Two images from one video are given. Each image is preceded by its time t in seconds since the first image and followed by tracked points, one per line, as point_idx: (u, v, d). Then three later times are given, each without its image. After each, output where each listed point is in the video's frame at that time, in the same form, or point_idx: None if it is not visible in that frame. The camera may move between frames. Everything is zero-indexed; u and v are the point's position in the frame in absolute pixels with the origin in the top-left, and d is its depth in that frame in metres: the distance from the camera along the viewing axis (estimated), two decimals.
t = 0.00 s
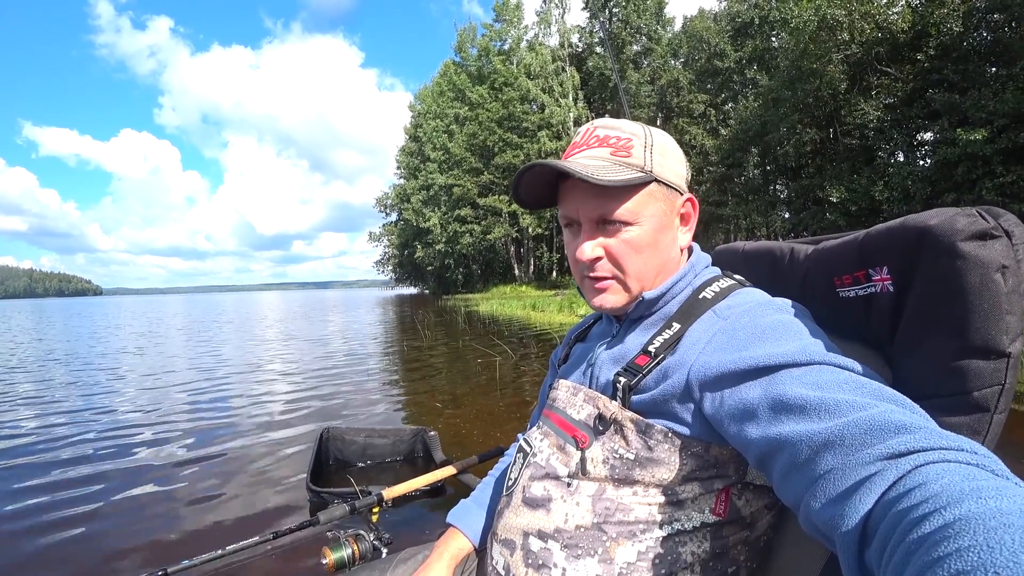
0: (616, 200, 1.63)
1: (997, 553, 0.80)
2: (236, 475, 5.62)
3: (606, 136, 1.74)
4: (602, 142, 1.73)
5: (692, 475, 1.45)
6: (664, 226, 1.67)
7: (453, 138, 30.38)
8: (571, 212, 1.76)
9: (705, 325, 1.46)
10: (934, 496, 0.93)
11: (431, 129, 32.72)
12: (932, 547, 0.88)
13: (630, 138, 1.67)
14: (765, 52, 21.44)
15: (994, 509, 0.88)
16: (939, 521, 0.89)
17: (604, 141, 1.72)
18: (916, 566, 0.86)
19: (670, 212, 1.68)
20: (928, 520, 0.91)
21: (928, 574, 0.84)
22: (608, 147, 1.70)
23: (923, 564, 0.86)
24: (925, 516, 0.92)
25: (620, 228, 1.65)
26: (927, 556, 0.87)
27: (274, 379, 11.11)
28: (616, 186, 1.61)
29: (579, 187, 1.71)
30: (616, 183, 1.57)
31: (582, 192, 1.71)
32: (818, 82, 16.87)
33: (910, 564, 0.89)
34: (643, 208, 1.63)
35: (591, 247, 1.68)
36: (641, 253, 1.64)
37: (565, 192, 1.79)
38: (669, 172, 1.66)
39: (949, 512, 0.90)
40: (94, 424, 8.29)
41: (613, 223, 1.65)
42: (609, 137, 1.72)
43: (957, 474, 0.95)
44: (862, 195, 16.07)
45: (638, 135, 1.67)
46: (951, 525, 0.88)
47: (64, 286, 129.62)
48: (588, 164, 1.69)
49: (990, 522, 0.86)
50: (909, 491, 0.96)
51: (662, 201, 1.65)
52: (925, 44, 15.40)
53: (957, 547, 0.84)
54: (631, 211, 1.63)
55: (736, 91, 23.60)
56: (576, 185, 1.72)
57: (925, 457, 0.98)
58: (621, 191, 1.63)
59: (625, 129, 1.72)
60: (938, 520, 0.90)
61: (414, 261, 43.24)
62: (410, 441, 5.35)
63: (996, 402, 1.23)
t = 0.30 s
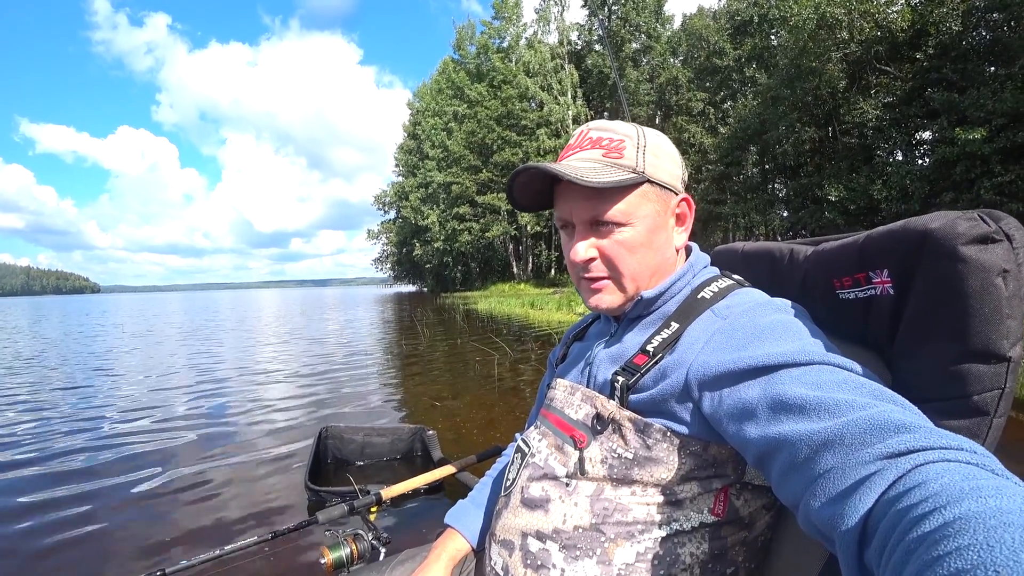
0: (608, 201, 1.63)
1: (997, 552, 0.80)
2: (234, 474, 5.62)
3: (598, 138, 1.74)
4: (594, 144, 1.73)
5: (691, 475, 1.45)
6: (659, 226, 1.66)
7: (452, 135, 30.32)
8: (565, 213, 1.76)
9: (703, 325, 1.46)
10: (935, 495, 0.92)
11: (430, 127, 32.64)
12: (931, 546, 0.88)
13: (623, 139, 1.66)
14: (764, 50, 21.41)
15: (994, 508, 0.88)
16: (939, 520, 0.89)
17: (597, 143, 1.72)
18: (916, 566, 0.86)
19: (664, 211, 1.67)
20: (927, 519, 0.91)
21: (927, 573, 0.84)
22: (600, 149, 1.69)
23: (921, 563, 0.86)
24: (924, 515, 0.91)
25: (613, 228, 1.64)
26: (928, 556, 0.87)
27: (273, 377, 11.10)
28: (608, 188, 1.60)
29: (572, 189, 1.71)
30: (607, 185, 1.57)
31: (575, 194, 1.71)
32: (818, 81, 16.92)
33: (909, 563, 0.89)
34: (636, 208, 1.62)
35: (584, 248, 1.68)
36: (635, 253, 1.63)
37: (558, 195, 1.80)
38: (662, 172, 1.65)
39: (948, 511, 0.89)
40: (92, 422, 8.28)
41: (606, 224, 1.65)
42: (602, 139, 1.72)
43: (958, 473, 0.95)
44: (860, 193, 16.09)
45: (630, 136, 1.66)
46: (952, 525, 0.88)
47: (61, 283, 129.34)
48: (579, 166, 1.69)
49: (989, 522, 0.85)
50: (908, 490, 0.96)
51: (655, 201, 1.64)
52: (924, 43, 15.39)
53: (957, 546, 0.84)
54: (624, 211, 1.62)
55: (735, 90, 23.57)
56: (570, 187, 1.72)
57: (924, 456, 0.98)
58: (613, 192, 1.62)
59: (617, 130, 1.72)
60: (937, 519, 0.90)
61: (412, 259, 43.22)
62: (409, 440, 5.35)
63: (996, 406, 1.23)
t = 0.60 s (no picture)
0: (603, 200, 1.63)
1: (993, 551, 0.80)
2: (231, 470, 5.62)
3: (594, 137, 1.74)
4: (591, 142, 1.73)
5: (688, 472, 1.45)
6: (655, 224, 1.67)
7: (452, 134, 30.31)
8: (561, 212, 1.76)
9: (701, 323, 1.46)
10: (931, 494, 0.93)
11: (430, 126, 32.64)
12: (928, 544, 0.88)
13: (619, 137, 1.67)
14: (765, 52, 21.39)
15: (991, 507, 0.88)
16: (933, 518, 0.90)
17: (592, 142, 1.72)
18: (911, 564, 0.87)
19: (660, 210, 1.67)
20: (924, 517, 0.91)
21: (923, 572, 0.84)
22: (595, 148, 1.70)
23: (918, 560, 0.87)
24: (922, 513, 0.92)
25: (610, 226, 1.65)
26: (924, 554, 0.87)
27: (271, 375, 11.10)
28: (603, 186, 1.61)
29: (567, 189, 1.71)
30: (601, 183, 1.57)
31: (571, 192, 1.71)
32: (818, 82, 16.93)
33: (905, 561, 0.89)
34: (632, 207, 1.63)
35: (581, 246, 1.68)
36: (631, 252, 1.64)
37: (554, 194, 1.80)
38: (658, 170, 1.65)
39: (945, 509, 0.90)
40: (89, 418, 8.26)
41: (602, 223, 1.65)
42: (598, 137, 1.73)
43: (956, 473, 0.95)
44: (859, 195, 16.12)
45: (627, 135, 1.66)
46: (948, 523, 0.88)
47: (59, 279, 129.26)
48: (575, 165, 1.70)
49: (985, 519, 0.86)
50: (905, 488, 0.96)
51: (651, 200, 1.65)
52: (924, 46, 15.39)
53: (951, 544, 0.85)
54: (620, 209, 1.63)
55: (735, 91, 23.59)
56: (566, 185, 1.72)
57: (921, 455, 0.99)
58: (607, 190, 1.63)
59: (614, 128, 1.72)
60: (933, 516, 0.90)
61: (411, 258, 43.24)
62: (406, 438, 5.34)
63: (993, 405, 1.23)
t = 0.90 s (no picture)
0: (602, 201, 1.63)
1: (994, 552, 0.80)
2: (231, 470, 5.62)
3: (593, 137, 1.74)
4: (589, 143, 1.73)
5: (689, 472, 1.45)
6: (655, 223, 1.67)
7: (451, 133, 30.29)
8: (561, 213, 1.76)
9: (702, 323, 1.46)
10: (932, 495, 0.93)
11: (429, 125, 32.62)
12: (928, 545, 0.88)
13: (617, 137, 1.67)
14: (764, 50, 21.35)
15: (991, 507, 0.88)
16: (936, 519, 0.90)
17: (591, 142, 1.72)
18: (912, 565, 0.87)
19: (660, 209, 1.67)
20: (925, 517, 0.91)
21: (923, 573, 0.85)
22: (594, 148, 1.69)
23: (919, 561, 0.87)
24: (922, 514, 0.92)
25: (610, 227, 1.65)
26: (924, 554, 0.87)
27: (270, 375, 11.09)
28: (603, 187, 1.60)
29: (567, 189, 1.71)
30: (601, 183, 1.57)
31: (570, 193, 1.71)
32: (817, 80, 16.93)
33: (906, 562, 0.89)
34: (632, 206, 1.63)
35: (581, 246, 1.68)
36: (631, 252, 1.64)
37: (553, 195, 1.80)
38: (657, 169, 1.64)
39: (947, 510, 0.90)
40: (89, 418, 8.25)
41: (602, 223, 1.65)
42: (596, 138, 1.73)
43: (956, 473, 0.95)
44: (859, 193, 16.12)
45: (625, 135, 1.66)
46: (948, 524, 0.88)
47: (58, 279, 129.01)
48: (574, 165, 1.70)
49: (986, 521, 0.86)
50: (906, 489, 0.96)
51: (651, 199, 1.65)
52: (923, 43, 15.42)
53: (953, 546, 0.85)
54: (620, 209, 1.63)
55: (734, 89, 23.58)
56: (565, 185, 1.72)
57: (921, 455, 0.99)
58: (607, 191, 1.62)
59: (612, 129, 1.72)
60: (935, 517, 0.90)
61: (410, 257, 43.21)
62: (406, 437, 5.34)
63: (993, 405, 1.24)
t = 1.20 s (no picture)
0: (602, 196, 1.63)
1: (996, 545, 0.80)
2: (231, 471, 5.61)
3: (591, 134, 1.74)
4: (587, 140, 1.72)
5: (690, 468, 1.45)
6: (655, 218, 1.66)
7: (451, 133, 30.31)
8: (560, 210, 1.76)
9: (702, 319, 1.46)
10: (933, 489, 0.92)
11: (428, 125, 32.65)
12: (929, 539, 0.88)
13: (615, 134, 1.67)
14: (763, 49, 21.34)
15: (993, 501, 0.88)
16: (937, 513, 0.90)
17: (590, 138, 1.72)
18: (916, 560, 0.86)
19: (660, 204, 1.67)
20: (926, 512, 0.91)
21: (924, 569, 0.85)
22: (592, 145, 1.70)
23: (920, 556, 0.87)
24: (923, 509, 0.91)
25: (610, 222, 1.64)
26: (925, 549, 0.87)
27: (271, 375, 11.09)
28: (602, 182, 1.60)
29: (566, 186, 1.71)
30: (600, 179, 1.57)
31: (569, 191, 1.71)
32: (816, 80, 16.95)
33: (908, 558, 0.89)
34: (632, 201, 1.62)
35: (582, 243, 1.67)
36: (631, 246, 1.63)
37: (552, 192, 1.79)
38: (656, 164, 1.65)
39: (948, 504, 0.89)
40: (89, 419, 8.26)
41: (601, 219, 1.65)
42: (594, 135, 1.72)
43: (957, 468, 0.95)
44: (858, 192, 16.12)
45: (622, 131, 1.66)
46: (950, 517, 0.88)
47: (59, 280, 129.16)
48: (573, 162, 1.69)
49: (988, 514, 0.86)
50: (907, 484, 0.96)
51: (651, 194, 1.64)
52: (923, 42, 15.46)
53: (955, 540, 0.84)
54: (620, 204, 1.62)
55: (734, 88, 23.59)
56: (564, 183, 1.72)
57: (923, 450, 0.98)
58: (606, 186, 1.62)
59: (609, 126, 1.72)
60: (937, 512, 0.89)
61: (410, 257, 43.22)
62: (407, 437, 5.34)
63: (996, 398, 1.23)
